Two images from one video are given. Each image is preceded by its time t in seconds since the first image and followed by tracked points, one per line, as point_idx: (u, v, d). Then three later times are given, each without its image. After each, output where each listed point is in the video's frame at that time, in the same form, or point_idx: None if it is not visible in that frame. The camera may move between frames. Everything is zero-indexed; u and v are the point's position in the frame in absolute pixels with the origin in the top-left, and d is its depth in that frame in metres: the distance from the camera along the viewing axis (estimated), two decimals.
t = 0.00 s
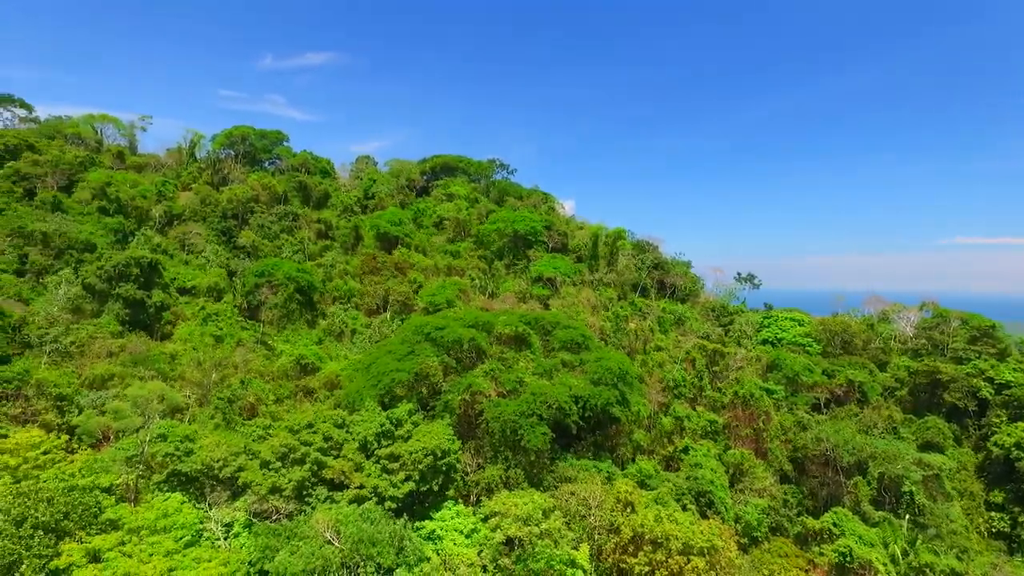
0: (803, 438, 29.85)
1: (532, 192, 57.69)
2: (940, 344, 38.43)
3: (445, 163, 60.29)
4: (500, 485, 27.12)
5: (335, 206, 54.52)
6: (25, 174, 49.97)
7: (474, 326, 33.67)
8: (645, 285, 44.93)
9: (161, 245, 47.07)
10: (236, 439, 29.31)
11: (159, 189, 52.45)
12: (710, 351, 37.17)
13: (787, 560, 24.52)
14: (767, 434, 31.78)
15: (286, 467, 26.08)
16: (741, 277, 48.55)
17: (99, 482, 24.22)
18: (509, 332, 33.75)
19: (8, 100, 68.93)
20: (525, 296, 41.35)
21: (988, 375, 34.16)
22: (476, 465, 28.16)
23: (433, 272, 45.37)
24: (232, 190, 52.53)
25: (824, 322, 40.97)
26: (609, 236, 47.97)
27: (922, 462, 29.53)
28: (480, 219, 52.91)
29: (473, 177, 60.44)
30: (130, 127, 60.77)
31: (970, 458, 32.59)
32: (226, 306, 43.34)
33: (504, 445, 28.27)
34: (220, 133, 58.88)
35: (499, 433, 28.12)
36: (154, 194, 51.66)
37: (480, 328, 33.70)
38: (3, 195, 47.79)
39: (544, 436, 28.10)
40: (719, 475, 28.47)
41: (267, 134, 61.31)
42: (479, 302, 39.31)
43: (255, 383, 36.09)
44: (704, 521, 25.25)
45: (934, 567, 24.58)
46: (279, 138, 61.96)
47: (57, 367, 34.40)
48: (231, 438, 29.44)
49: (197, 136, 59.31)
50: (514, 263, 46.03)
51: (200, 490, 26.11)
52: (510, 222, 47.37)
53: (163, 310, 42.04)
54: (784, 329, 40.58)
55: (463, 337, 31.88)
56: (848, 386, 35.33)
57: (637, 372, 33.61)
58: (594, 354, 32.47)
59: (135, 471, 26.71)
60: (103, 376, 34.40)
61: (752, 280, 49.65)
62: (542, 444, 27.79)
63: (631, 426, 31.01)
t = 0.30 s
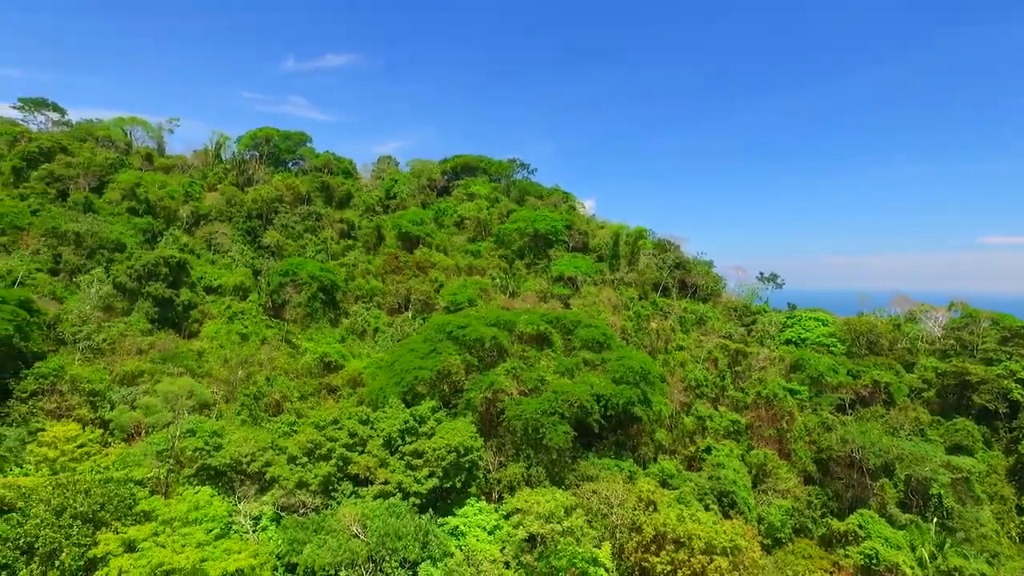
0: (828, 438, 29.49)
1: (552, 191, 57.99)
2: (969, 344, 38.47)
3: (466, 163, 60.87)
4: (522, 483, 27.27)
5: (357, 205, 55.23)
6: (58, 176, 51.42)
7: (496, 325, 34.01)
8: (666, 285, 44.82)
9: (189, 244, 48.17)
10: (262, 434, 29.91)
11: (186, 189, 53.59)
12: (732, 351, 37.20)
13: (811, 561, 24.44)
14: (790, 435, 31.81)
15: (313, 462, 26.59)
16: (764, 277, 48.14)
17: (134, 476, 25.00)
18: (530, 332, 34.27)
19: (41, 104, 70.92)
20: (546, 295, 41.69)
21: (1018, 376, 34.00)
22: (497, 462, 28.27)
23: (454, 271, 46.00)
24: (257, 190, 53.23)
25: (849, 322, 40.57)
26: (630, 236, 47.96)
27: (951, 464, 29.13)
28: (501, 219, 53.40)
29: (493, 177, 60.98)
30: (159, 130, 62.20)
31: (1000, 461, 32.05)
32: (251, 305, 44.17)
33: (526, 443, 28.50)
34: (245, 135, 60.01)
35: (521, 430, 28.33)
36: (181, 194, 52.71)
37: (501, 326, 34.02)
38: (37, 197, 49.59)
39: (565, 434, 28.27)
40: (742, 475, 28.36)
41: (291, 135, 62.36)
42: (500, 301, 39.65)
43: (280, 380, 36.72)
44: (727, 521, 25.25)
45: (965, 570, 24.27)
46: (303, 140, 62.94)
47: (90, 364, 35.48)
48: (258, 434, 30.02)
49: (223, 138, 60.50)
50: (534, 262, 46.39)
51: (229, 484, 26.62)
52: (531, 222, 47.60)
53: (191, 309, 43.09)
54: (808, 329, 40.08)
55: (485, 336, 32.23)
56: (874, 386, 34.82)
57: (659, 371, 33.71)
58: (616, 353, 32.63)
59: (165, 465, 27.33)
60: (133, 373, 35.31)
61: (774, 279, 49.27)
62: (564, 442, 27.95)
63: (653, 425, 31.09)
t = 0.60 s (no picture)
0: (856, 441, 29.35)
1: (574, 190, 58.13)
2: (1004, 346, 37.93)
3: (489, 163, 61.25)
4: (546, 482, 27.40)
5: (381, 206, 55.86)
6: (92, 178, 52.88)
7: (519, 324, 34.22)
8: (689, 284, 44.58)
9: (216, 244, 49.19)
10: (289, 431, 30.46)
11: (214, 190, 54.71)
12: (757, 352, 36.92)
13: (839, 565, 23.95)
14: (816, 436, 31.45)
15: (339, 458, 27.04)
16: (789, 276, 47.49)
17: (166, 469, 25.39)
18: (553, 331, 34.46)
19: (75, 108, 73.05)
20: (568, 294, 41.84)
21: None
22: (521, 461, 28.51)
23: (477, 271, 46.36)
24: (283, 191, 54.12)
25: (877, 323, 39.97)
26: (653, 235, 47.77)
27: (983, 468, 28.59)
28: (523, 218, 53.63)
29: (515, 177, 61.29)
30: (187, 132, 63.63)
31: None
32: (277, 303, 44.95)
33: (549, 442, 28.60)
34: (271, 136, 61.09)
35: (544, 429, 28.46)
36: (209, 195, 53.81)
37: (524, 325, 34.22)
38: (72, 198, 51.62)
39: (588, 433, 28.35)
40: (767, 477, 28.07)
41: (316, 136, 63.27)
42: (523, 301, 39.86)
43: (306, 377, 37.31)
44: (752, 522, 25.05)
45: None
46: (327, 140, 63.85)
47: (123, 360, 36.49)
48: (285, 430, 30.58)
49: (250, 140, 61.63)
50: (557, 261, 46.55)
51: (258, 479, 27.19)
52: (553, 221, 47.64)
53: (219, 306, 44.00)
54: (835, 330, 39.39)
55: (508, 335, 32.47)
56: (904, 388, 34.48)
57: (683, 371, 33.60)
58: (639, 352, 32.60)
59: (196, 460, 27.96)
60: (165, 369, 36.40)
61: (800, 279, 48.68)
62: (588, 442, 28.04)
63: (676, 426, 31.06)
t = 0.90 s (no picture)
0: (897, 446, 28.93)
1: (605, 189, 57.99)
2: None
3: (519, 162, 61.49)
4: (577, 481, 27.40)
5: (413, 205, 56.52)
6: (135, 180, 54.77)
7: (550, 323, 34.33)
8: (722, 284, 44.04)
9: (253, 243, 50.34)
10: (324, 426, 31.09)
11: (251, 191, 56.11)
12: (793, 353, 36.33)
13: (879, 572, 23.38)
14: (855, 439, 30.83)
15: (372, 454, 27.39)
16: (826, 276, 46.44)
17: (205, 462, 25.96)
18: (584, 330, 34.50)
19: (119, 113, 75.76)
20: (599, 294, 41.82)
21: None
22: (552, 460, 28.57)
23: (507, 270, 46.62)
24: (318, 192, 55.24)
25: (919, 324, 38.88)
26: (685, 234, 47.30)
27: None
28: (553, 217, 53.71)
29: (546, 176, 61.39)
30: (226, 134, 65.42)
31: None
32: (312, 302, 45.93)
33: (580, 441, 28.61)
34: (306, 138, 62.37)
35: (575, 428, 28.51)
36: (246, 196, 55.20)
37: (555, 324, 34.31)
38: (116, 200, 53.76)
39: (619, 433, 28.26)
40: (803, 480, 27.59)
41: (349, 138, 64.38)
42: (554, 300, 39.96)
43: (340, 375, 38.02)
44: (787, 526, 24.61)
45: None
46: (360, 142, 64.91)
47: (165, 356, 37.72)
48: (319, 426, 31.18)
49: (285, 141, 63.06)
50: (587, 260, 46.50)
51: (294, 473, 27.88)
52: (584, 220, 47.58)
53: (257, 305, 45.11)
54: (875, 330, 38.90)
55: (539, 334, 32.62)
56: (947, 391, 33.50)
57: (716, 372, 33.27)
58: (672, 352, 32.41)
59: (234, 454, 28.76)
60: (204, 365, 37.54)
61: (838, 279, 47.60)
62: (619, 441, 27.96)
63: (709, 427, 30.78)
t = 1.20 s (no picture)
0: (943, 453, 28.32)
1: (639, 188, 57.72)
2: None
3: (552, 161, 61.63)
4: (610, 481, 27.32)
5: (446, 205, 57.10)
6: (180, 182, 56.73)
7: (584, 322, 34.35)
8: (760, 284, 43.27)
9: (292, 243, 51.56)
10: (360, 422, 31.69)
11: (290, 192, 57.55)
12: (834, 354, 35.51)
13: None
14: (899, 443, 30.09)
15: (406, 450, 27.78)
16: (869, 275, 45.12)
17: (246, 455, 26.78)
18: (618, 329, 34.44)
19: (165, 117, 78.55)
20: (633, 293, 41.68)
21: None
22: (585, 459, 28.59)
23: (540, 269, 46.78)
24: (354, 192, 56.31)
25: (969, 326, 37.53)
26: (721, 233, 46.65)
27: None
28: (587, 216, 53.65)
29: (579, 175, 61.33)
30: (266, 137, 67.23)
31: None
32: (348, 300, 46.88)
33: (613, 441, 28.53)
34: (343, 139, 63.59)
35: (608, 427, 28.46)
36: (285, 197, 56.64)
37: (589, 323, 34.33)
38: (162, 201, 55.88)
39: (653, 433, 28.09)
40: (843, 484, 26.96)
41: (384, 138, 65.44)
42: (587, 300, 39.97)
43: (375, 372, 38.72)
44: (826, 531, 24.06)
45: None
46: (395, 142, 65.88)
47: (207, 353, 38.98)
48: (355, 422, 31.78)
49: (322, 143, 64.42)
50: (621, 260, 46.32)
51: (330, 467, 28.49)
52: (618, 219, 47.38)
53: (295, 303, 46.21)
54: (919, 332, 37.76)
55: (573, 333, 32.70)
56: (998, 395, 32.09)
57: (753, 373, 32.79)
58: (707, 353, 32.08)
59: (274, 448, 29.55)
60: (244, 362, 38.60)
61: (881, 278, 46.25)
62: (653, 442, 27.79)
63: (746, 429, 30.40)
